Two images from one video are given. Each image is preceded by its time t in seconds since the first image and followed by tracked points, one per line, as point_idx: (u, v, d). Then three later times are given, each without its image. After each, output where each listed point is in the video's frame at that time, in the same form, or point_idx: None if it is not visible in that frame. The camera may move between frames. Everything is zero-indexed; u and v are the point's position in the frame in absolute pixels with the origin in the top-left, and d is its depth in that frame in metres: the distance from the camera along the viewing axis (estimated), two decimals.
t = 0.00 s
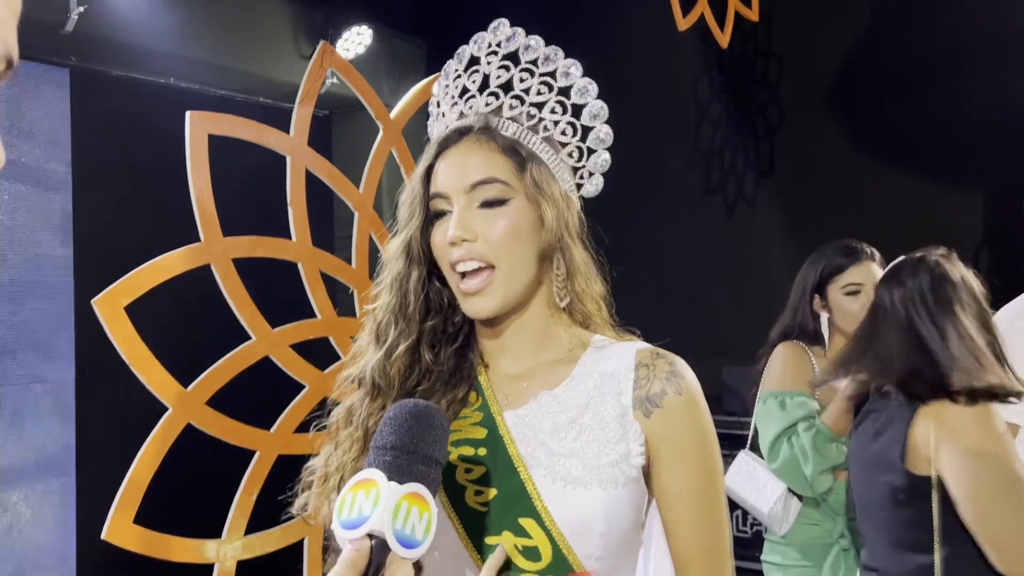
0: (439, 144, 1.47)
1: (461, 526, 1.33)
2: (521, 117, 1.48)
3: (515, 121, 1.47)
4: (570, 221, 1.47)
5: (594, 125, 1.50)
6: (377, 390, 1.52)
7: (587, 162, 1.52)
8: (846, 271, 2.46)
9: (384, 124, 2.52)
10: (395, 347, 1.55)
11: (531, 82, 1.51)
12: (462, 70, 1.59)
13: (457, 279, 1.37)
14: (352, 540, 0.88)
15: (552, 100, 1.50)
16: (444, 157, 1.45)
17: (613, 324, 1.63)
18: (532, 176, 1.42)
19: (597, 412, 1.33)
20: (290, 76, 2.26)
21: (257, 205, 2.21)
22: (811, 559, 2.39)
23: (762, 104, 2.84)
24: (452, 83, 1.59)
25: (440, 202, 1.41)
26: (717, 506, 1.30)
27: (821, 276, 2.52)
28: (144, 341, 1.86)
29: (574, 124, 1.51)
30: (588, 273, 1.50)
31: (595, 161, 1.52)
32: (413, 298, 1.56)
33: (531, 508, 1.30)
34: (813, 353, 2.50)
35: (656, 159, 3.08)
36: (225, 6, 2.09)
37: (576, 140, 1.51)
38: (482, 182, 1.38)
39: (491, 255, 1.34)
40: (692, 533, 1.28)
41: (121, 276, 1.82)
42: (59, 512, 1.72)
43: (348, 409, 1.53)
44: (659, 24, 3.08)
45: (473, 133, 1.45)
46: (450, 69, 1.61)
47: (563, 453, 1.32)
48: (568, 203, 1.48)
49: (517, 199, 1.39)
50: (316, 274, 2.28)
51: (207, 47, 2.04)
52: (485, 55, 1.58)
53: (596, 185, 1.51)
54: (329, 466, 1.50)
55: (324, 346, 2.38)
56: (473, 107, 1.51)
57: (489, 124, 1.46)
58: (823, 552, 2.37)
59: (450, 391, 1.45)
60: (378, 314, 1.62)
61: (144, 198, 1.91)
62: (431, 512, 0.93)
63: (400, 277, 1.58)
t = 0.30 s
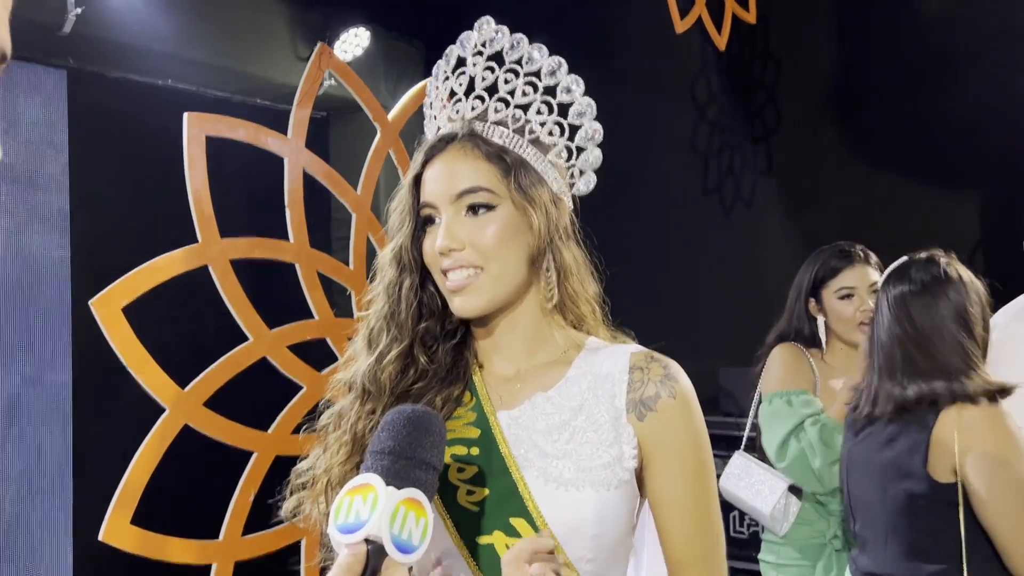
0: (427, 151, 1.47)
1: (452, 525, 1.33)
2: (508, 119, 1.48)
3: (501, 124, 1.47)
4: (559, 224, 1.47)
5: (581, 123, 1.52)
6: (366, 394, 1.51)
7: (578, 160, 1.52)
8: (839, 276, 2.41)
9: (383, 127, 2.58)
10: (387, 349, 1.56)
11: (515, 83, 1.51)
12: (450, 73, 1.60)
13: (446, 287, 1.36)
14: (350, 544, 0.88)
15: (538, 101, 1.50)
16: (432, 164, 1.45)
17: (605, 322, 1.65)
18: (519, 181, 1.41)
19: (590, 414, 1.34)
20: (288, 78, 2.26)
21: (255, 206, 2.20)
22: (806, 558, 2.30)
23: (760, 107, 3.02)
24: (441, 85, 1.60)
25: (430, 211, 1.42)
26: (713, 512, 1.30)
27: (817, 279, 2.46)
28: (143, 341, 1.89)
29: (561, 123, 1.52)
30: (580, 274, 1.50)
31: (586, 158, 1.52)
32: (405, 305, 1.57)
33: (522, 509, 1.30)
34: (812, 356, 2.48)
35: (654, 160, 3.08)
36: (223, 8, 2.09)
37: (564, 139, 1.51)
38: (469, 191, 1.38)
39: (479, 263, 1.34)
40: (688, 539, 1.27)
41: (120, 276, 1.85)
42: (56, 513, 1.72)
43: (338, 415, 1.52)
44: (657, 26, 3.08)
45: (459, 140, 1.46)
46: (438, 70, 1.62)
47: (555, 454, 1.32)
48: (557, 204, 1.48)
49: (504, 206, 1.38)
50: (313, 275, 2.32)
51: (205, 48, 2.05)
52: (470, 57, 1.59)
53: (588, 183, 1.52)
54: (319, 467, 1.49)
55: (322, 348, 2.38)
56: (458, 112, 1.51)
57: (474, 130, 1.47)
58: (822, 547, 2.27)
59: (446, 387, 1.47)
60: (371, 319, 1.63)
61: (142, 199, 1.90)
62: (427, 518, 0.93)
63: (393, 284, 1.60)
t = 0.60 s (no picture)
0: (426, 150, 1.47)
1: (453, 525, 1.33)
2: (505, 119, 1.49)
3: (499, 124, 1.48)
4: (556, 223, 1.48)
5: (579, 123, 1.54)
6: (363, 391, 1.52)
7: (574, 160, 1.53)
8: (834, 277, 2.46)
9: (378, 126, 2.58)
10: (387, 347, 1.56)
11: (514, 83, 1.52)
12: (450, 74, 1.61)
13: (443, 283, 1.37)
14: (355, 542, 0.89)
15: (536, 101, 1.51)
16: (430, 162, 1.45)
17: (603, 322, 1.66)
18: (515, 179, 1.42)
19: (588, 414, 1.35)
20: (283, 77, 2.26)
21: (250, 205, 2.20)
22: (804, 560, 2.33)
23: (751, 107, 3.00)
24: (442, 87, 1.60)
25: (426, 208, 1.42)
26: (704, 512, 1.31)
27: (809, 278, 2.50)
28: (139, 341, 1.89)
29: (559, 123, 1.53)
30: (576, 272, 1.51)
31: (581, 158, 1.53)
32: (399, 302, 1.57)
33: (523, 508, 1.31)
34: (809, 356, 2.51)
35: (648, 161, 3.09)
36: (219, 8, 2.09)
37: (561, 139, 1.52)
38: (464, 188, 1.39)
39: (475, 259, 1.35)
40: (677, 536, 1.28)
41: (116, 276, 1.85)
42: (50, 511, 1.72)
43: (337, 411, 1.53)
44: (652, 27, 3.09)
45: (456, 138, 1.47)
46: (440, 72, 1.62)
47: (554, 455, 1.33)
48: (553, 202, 1.49)
49: (499, 202, 1.39)
50: (309, 273, 2.31)
51: (200, 47, 2.05)
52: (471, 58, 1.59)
53: (586, 183, 1.54)
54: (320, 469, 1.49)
55: (317, 347, 2.38)
56: (458, 111, 1.51)
57: (471, 129, 1.47)
58: (821, 546, 2.31)
59: (445, 387, 1.47)
60: (367, 318, 1.63)
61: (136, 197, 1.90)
62: (432, 516, 0.93)
63: (389, 282, 1.60)
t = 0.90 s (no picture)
0: (448, 154, 1.47)
1: (473, 526, 1.33)
2: (527, 123, 1.49)
3: (521, 128, 1.48)
4: (581, 227, 1.49)
5: (599, 129, 1.52)
6: (387, 399, 1.50)
7: (592, 166, 1.52)
8: (830, 277, 2.46)
9: (377, 125, 2.56)
10: (404, 355, 1.56)
11: (535, 88, 1.53)
12: (461, 78, 1.60)
13: (471, 285, 1.37)
14: (376, 541, 0.87)
15: (557, 106, 1.52)
16: (455, 165, 1.45)
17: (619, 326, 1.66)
18: (545, 185, 1.43)
19: (609, 416, 1.35)
20: (282, 76, 2.26)
21: (250, 205, 2.19)
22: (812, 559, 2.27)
23: (747, 108, 2.88)
24: (453, 90, 1.60)
25: (454, 211, 1.42)
26: (727, 516, 1.30)
27: (806, 278, 2.51)
28: (139, 340, 1.88)
29: (579, 129, 1.53)
30: (598, 277, 1.51)
31: (599, 164, 1.53)
32: (424, 307, 1.56)
33: (544, 511, 1.31)
34: (807, 357, 2.52)
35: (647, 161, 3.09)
36: (218, 7, 2.09)
37: (582, 144, 1.52)
38: (495, 192, 1.39)
39: (510, 261, 1.36)
40: (703, 540, 1.28)
41: (116, 275, 1.84)
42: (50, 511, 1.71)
43: (356, 422, 1.53)
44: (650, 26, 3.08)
45: (483, 141, 1.46)
46: (448, 75, 1.62)
47: (576, 457, 1.33)
48: (577, 206, 1.49)
49: (531, 206, 1.40)
50: (309, 272, 2.30)
51: (198, 46, 2.04)
52: (485, 61, 1.60)
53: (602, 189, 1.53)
54: (336, 473, 1.50)
55: (317, 347, 2.37)
56: (477, 114, 1.52)
57: (497, 132, 1.47)
58: (827, 547, 2.24)
59: (462, 394, 1.45)
60: (386, 325, 1.63)
61: (135, 196, 1.89)
62: (452, 514, 0.93)
63: (410, 287, 1.58)
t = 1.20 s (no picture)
0: (453, 158, 1.46)
1: (480, 537, 1.33)
2: (533, 131, 1.50)
3: (526, 135, 1.49)
4: (582, 235, 1.49)
5: (602, 139, 1.55)
6: (390, 406, 1.50)
7: (594, 175, 1.54)
8: (821, 279, 2.50)
9: (370, 125, 2.56)
10: (405, 362, 1.54)
11: (540, 95, 1.54)
12: (464, 80, 1.61)
13: (472, 293, 1.36)
14: (385, 555, 0.87)
15: (563, 114, 1.53)
16: (459, 170, 1.44)
17: (617, 334, 1.67)
18: (549, 195, 1.43)
19: (612, 422, 1.35)
20: (274, 76, 2.25)
21: (241, 206, 2.18)
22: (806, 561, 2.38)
23: (736, 107, 2.89)
24: (455, 93, 1.60)
25: (455, 217, 1.42)
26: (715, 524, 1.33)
27: (799, 280, 2.54)
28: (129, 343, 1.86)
29: (583, 139, 1.55)
30: (597, 288, 1.52)
31: (601, 173, 1.55)
32: (427, 313, 1.55)
33: (552, 518, 1.31)
34: (798, 360, 2.55)
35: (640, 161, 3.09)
36: (208, 8, 2.08)
37: (585, 154, 1.54)
38: (500, 199, 1.39)
39: (509, 272, 1.35)
40: (691, 545, 1.30)
41: (107, 277, 1.83)
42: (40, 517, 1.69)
43: (359, 428, 1.51)
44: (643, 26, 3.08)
45: (488, 147, 1.46)
46: (450, 76, 1.63)
47: (581, 464, 1.33)
48: (577, 213, 1.49)
49: (534, 214, 1.40)
50: (300, 274, 2.29)
51: (188, 46, 2.03)
52: (490, 65, 1.61)
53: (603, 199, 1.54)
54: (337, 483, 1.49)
55: (309, 349, 2.36)
56: (481, 119, 1.52)
57: (503, 139, 1.47)
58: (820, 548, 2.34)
59: (461, 405, 1.46)
60: (387, 332, 1.60)
61: (125, 197, 1.88)
62: (461, 528, 0.92)
63: (413, 290, 1.56)
